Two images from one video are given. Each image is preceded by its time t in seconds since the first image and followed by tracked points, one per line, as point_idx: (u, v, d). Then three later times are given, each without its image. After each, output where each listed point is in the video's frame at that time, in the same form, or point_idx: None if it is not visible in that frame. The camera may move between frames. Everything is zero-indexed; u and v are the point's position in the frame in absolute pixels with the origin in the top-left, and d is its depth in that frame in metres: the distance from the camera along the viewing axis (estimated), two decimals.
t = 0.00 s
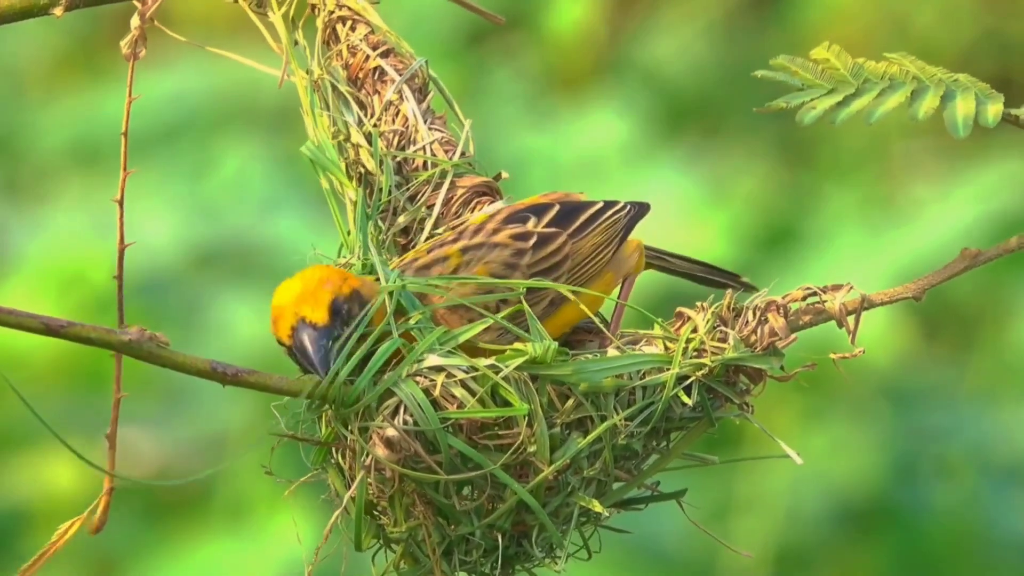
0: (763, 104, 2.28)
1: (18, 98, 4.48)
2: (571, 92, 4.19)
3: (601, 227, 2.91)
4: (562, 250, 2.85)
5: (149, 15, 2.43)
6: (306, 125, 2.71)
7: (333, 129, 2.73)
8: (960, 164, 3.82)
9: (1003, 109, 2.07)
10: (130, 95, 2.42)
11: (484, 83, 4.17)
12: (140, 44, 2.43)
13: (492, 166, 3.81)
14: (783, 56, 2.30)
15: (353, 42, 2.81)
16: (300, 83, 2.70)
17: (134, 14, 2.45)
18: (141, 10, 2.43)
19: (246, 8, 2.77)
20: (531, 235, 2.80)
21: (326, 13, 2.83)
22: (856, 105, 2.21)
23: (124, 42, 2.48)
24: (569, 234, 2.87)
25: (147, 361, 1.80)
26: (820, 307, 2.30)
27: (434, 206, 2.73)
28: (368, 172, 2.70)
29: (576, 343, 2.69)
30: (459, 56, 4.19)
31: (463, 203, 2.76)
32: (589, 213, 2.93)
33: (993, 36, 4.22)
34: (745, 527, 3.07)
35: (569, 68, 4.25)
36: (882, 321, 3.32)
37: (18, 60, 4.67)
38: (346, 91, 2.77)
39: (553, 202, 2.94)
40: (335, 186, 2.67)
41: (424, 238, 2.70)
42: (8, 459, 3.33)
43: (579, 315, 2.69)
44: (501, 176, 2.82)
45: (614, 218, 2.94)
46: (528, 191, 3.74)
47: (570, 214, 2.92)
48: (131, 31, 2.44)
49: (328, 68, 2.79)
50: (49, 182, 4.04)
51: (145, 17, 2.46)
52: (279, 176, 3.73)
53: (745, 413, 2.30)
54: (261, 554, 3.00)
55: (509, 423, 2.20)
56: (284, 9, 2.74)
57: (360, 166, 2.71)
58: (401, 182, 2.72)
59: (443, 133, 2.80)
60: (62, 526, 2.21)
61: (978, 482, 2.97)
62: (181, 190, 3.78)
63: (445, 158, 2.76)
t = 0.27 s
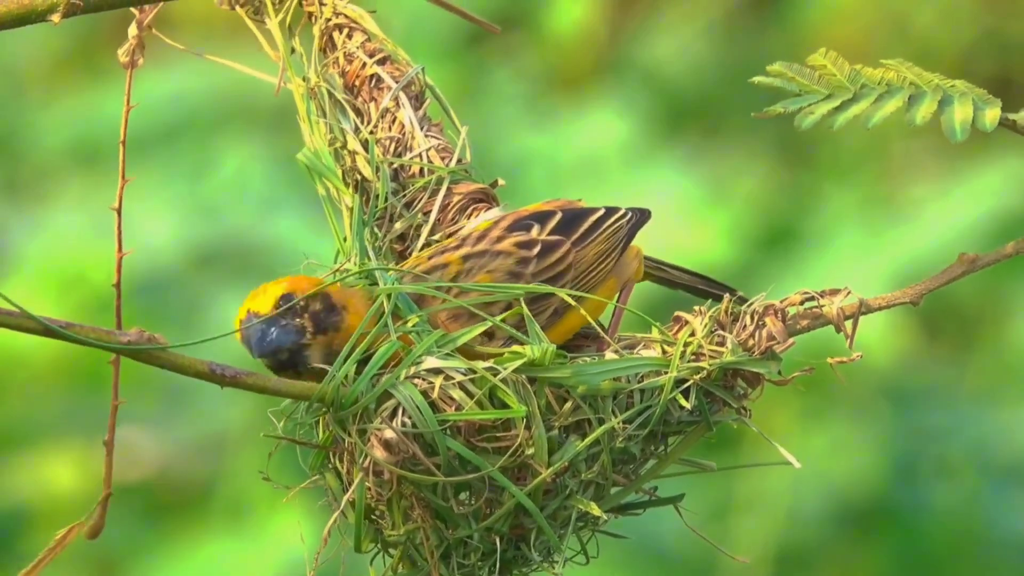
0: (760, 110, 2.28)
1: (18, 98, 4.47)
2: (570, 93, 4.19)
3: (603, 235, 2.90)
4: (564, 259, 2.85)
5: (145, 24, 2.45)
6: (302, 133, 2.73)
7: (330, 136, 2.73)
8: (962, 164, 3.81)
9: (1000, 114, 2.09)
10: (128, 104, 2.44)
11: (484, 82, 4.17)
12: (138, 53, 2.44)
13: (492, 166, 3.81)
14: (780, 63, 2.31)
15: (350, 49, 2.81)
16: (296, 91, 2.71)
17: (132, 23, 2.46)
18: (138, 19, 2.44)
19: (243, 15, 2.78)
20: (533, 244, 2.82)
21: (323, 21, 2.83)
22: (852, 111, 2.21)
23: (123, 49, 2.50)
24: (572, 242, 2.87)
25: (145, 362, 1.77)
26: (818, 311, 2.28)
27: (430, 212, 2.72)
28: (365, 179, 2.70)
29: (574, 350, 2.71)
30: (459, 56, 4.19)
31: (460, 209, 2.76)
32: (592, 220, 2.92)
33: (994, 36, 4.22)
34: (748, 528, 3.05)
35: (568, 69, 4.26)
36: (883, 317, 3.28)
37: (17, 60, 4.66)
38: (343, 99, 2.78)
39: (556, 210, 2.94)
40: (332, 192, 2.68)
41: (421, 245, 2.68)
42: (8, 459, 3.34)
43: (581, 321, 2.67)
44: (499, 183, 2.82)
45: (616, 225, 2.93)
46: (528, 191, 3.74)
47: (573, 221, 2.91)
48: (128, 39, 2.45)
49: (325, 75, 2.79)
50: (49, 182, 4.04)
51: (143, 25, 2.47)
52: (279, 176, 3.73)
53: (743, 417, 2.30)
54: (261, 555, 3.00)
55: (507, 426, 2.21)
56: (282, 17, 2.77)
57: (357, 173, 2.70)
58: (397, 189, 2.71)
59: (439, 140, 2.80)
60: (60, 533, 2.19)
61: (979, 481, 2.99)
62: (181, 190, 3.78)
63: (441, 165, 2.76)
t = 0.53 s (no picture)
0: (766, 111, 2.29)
1: (19, 100, 4.48)
2: (571, 92, 4.19)
3: (597, 232, 2.90)
4: (558, 256, 2.83)
5: (154, 17, 2.43)
6: (310, 128, 2.74)
7: (338, 131, 2.75)
8: (961, 164, 3.81)
9: (1007, 109, 2.08)
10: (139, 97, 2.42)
11: (485, 83, 4.17)
12: (146, 47, 2.43)
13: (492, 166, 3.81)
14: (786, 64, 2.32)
15: (358, 44, 2.80)
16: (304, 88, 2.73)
17: (139, 17, 2.44)
18: (146, 13, 2.42)
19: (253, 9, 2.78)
20: (528, 241, 2.78)
21: (331, 15, 2.82)
22: (859, 109, 2.20)
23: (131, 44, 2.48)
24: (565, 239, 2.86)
25: (150, 362, 1.79)
26: (824, 309, 2.29)
27: (438, 208, 2.73)
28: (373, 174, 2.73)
29: (579, 348, 2.68)
30: (459, 56, 4.19)
31: (467, 205, 2.76)
32: (584, 217, 2.91)
33: (993, 36, 4.23)
34: (747, 526, 3.06)
35: (568, 68, 4.25)
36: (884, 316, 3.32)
37: (19, 61, 4.67)
38: (351, 94, 2.78)
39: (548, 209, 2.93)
40: (339, 188, 2.70)
41: (428, 240, 2.70)
42: (8, 460, 3.35)
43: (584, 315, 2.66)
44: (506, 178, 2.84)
45: (611, 221, 2.93)
46: (528, 191, 3.74)
47: (565, 219, 2.90)
48: (137, 33, 2.43)
49: (333, 70, 2.79)
50: (49, 182, 4.04)
51: (151, 19, 2.45)
52: (279, 176, 3.73)
53: (749, 414, 2.30)
54: (261, 555, 3.00)
55: (512, 424, 2.21)
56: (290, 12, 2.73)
57: (365, 168, 2.74)
58: (405, 184, 2.73)
59: (447, 135, 2.80)
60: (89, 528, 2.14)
61: (979, 482, 2.97)
62: (181, 190, 3.78)
63: (449, 160, 2.76)
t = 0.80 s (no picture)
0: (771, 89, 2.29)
1: (19, 100, 4.48)
2: (571, 92, 4.19)
3: (609, 218, 2.91)
4: (569, 240, 2.88)
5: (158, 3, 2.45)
6: (313, 113, 2.74)
7: (341, 116, 2.75)
8: (961, 164, 3.81)
9: (1010, 95, 2.08)
10: (143, 83, 2.42)
11: (485, 83, 4.17)
12: (151, 32, 2.43)
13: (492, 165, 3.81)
14: (791, 40, 2.31)
15: (361, 29, 2.83)
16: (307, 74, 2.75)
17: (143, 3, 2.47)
18: None
19: None
20: (539, 226, 2.82)
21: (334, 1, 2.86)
22: (863, 91, 2.21)
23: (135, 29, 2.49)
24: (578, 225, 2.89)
25: (153, 352, 1.81)
26: (828, 295, 2.28)
27: (442, 193, 2.74)
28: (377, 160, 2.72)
29: (583, 333, 2.73)
30: (459, 56, 4.19)
31: (471, 189, 2.76)
32: (597, 204, 2.93)
33: (993, 36, 4.25)
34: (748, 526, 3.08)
35: (568, 69, 4.26)
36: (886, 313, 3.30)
37: (19, 61, 4.67)
38: (354, 78, 2.79)
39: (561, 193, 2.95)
40: (343, 173, 2.69)
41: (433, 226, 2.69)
42: (8, 460, 3.33)
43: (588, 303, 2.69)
44: (510, 162, 2.85)
45: (622, 209, 2.93)
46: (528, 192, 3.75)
47: (578, 204, 2.92)
48: (141, 18, 2.45)
49: (336, 54, 2.81)
50: (49, 182, 4.04)
51: (154, 5, 2.48)
52: (279, 176, 3.74)
53: (753, 401, 2.30)
54: (262, 555, 3.01)
55: (516, 413, 2.21)
56: None
57: (368, 154, 2.72)
58: (409, 170, 2.73)
59: (451, 120, 2.80)
60: (98, 514, 2.21)
61: (978, 482, 2.97)
62: (181, 190, 3.79)
63: (452, 145, 2.76)
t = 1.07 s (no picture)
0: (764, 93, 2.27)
1: (19, 99, 4.48)
2: (571, 92, 4.19)
3: (608, 224, 2.92)
4: (571, 249, 2.85)
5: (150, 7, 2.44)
6: (306, 117, 2.75)
7: (334, 120, 2.75)
8: (962, 163, 3.81)
9: (1004, 99, 2.09)
10: (134, 88, 2.42)
11: (485, 83, 4.17)
12: (142, 37, 2.43)
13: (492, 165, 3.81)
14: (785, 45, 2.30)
15: (353, 33, 2.83)
16: (300, 77, 2.74)
17: (136, 7, 2.45)
18: (142, 3, 2.43)
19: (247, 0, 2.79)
20: (539, 234, 2.81)
21: (326, 5, 2.85)
22: (857, 95, 2.21)
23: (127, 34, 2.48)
24: (578, 232, 2.87)
25: (150, 353, 1.80)
26: (822, 298, 2.28)
27: (433, 197, 2.74)
28: (369, 163, 2.73)
29: (578, 336, 2.73)
30: (460, 56, 4.19)
31: (463, 193, 2.77)
32: (595, 210, 2.93)
33: (994, 36, 4.24)
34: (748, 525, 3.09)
35: (568, 69, 4.26)
36: (882, 317, 3.31)
37: (19, 60, 4.66)
38: (346, 83, 2.79)
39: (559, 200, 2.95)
40: (336, 177, 2.70)
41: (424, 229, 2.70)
42: (8, 460, 3.33)
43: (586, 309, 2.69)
44: (502, 166, 2.84)
45: (619, 214, 2.95)
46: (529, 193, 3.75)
47: (576, 211, 2.92)
48: (133, 24, 2.44)
49: (329, 58, 2.81)
50: (49, 182, 4.04)
51: (147, 9, 2.46)
52: (279, 176, 3.73)
53: (747, 404, 2.30)
54: (262, 554, 3.01)
55: (511, 414, 2.21)
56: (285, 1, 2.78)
57: (360, 158, 2.74)
58: (401, 173, 2.73)
59: (443, 124, 2.81)
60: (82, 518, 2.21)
61: (978, 482, 2.96)
62: (181, 190, 3.79)
63: (445, 149, 2.77)
